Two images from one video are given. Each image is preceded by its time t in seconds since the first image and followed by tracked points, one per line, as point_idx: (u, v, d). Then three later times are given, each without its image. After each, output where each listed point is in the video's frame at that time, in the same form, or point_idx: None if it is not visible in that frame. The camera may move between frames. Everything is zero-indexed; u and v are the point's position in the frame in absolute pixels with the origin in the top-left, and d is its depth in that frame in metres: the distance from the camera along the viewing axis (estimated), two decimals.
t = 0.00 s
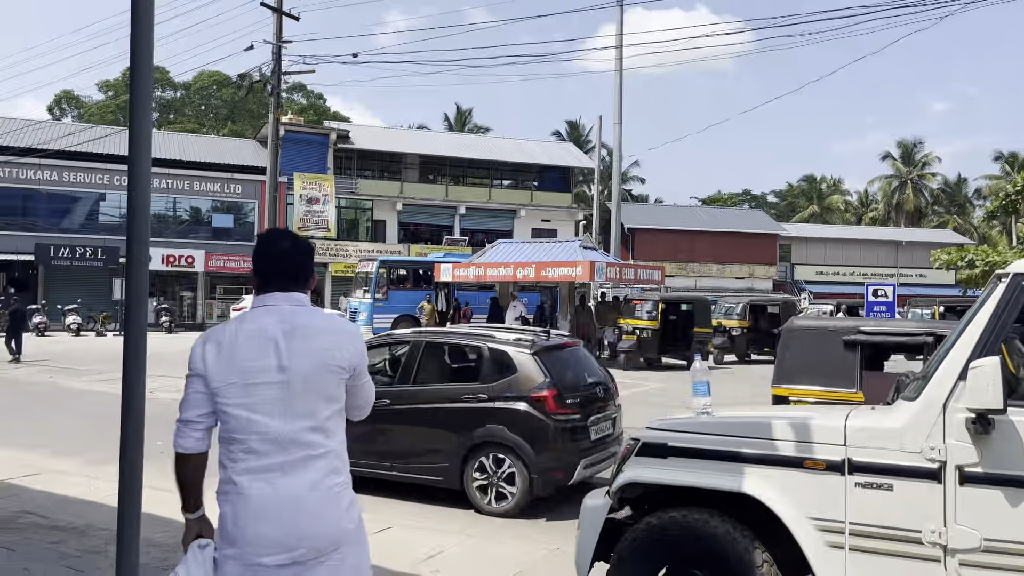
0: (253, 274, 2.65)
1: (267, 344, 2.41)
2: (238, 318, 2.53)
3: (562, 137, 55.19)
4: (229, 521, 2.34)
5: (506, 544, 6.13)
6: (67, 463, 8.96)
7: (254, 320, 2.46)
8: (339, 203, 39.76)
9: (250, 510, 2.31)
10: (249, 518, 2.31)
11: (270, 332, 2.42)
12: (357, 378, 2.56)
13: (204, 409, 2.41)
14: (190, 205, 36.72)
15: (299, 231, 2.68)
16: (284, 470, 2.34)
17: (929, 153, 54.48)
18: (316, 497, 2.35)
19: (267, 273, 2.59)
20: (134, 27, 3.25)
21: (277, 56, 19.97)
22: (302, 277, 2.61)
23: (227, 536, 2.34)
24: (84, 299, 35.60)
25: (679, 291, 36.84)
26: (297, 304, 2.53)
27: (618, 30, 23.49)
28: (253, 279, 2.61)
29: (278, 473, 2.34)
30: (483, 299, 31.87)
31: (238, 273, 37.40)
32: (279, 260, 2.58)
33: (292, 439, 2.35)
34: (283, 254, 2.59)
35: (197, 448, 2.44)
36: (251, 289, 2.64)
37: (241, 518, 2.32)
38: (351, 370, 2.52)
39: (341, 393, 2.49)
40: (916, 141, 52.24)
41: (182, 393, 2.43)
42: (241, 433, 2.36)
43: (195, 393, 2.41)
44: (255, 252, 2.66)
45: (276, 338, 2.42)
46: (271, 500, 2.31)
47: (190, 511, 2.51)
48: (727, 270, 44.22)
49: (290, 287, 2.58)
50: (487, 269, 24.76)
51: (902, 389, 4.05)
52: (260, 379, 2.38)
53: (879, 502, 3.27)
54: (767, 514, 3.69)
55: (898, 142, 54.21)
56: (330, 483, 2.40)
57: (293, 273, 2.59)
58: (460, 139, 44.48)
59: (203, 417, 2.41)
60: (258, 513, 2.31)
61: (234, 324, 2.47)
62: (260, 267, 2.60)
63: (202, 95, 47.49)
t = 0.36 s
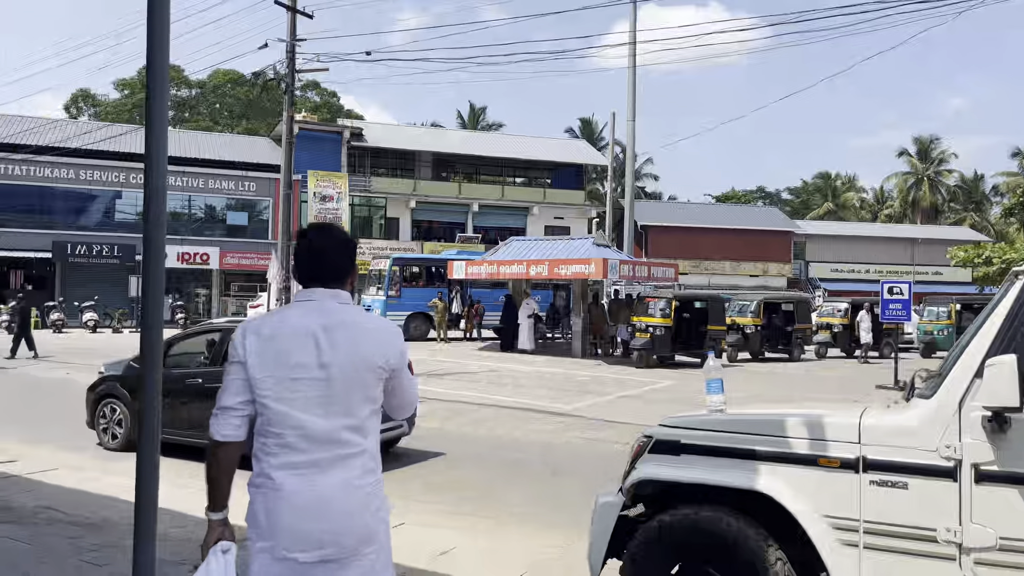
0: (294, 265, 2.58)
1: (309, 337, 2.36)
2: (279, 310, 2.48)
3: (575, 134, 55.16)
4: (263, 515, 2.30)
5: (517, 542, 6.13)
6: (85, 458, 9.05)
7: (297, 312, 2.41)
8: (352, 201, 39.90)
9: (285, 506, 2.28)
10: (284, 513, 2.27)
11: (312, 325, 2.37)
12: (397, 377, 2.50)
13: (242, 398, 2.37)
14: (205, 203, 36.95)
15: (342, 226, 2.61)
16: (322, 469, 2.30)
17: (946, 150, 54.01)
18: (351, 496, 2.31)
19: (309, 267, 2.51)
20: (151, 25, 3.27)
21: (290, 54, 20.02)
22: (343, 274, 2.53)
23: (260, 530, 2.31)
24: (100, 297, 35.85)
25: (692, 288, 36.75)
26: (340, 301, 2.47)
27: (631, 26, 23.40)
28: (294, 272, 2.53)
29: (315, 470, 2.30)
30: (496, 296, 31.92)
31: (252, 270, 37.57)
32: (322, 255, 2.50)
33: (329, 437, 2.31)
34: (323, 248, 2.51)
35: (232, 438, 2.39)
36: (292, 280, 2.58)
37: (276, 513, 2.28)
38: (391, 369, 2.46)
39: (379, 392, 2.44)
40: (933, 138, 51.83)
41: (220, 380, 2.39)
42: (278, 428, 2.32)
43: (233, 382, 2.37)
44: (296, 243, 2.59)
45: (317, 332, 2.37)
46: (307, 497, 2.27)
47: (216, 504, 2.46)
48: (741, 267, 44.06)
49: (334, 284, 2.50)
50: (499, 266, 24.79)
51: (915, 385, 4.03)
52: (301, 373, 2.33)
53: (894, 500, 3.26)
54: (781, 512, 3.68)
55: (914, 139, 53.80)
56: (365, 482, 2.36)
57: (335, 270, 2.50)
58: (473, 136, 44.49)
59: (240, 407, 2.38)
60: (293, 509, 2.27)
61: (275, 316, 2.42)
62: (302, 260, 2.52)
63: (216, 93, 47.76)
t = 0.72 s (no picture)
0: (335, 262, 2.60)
1: (342, 335, 2.38)
2: (316, 305, 2.51)
3: (591, 131, 55.09)
4: (292, 509, 2.34)
5: (533, 538, 6.14)
6: (107, 452, 9.17)
7: (332, 309, 2.43)
8: (369, 198, 40.07)
9: (313, 500, 2.30)
10: (312, 507, 2.30)
11: (345, 323, 2.39)
12: (431, 379, 2.48)
13: (274, 389, 2.43)
14: (222, 201, 37.23)
15: (384, 221, 2.61)
16: (351, 466, 2.32)
17: (966, 145, 53.51)
18: (380, 495, 2.32)
19: (348, 264, 2.53)
20: (171, 26, 3.31)
21: (307, 52, 20.12)
22: (381, 271, 2.53)
23: (288, 523, 2.35)
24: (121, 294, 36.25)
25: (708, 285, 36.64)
26: (376, 299, 2.46)
27: (648, 23, 23.31)
28: (335, 270, 2.55)
29: (344, 468, 2.32)
30: (511, 293, 31.95)
31: (270, 267, 37.83)
32: (361, 254, 2.52)
33: (358, 435, 2.33)
34: (362, 247, 2.53)
35: (263, 427, 2.47)
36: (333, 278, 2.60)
37: (304, 507, 2.31)
38: (423, 371, 2.44)
39: (411, 393, 2.43)
40: (953, 133, 51.38)
41: (254, 371, 2.46)
42: (310, 423, 2.35)
43: (267, 373, 2.44)
44: (338, 239, 2.61)
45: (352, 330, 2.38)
46: (336, 492, 2.30)
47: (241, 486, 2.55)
48: (757, 264, 43.88)
49: (372, 283, 2.50)
50: (515, 263, 24.81)
51: (935, 381, 3.98)
52: (333, 370, 2.35)
53: (911, 498, 3.25)
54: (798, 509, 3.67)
55: (933, 134, 53.37)
56: (393, 481, 2.36)
57: (372, 267, 2.51)
58: (488, 133, 44.53)
59: (273, 398, 2.45)
60: (321, 504, 2.30)
61: (310, 312, 2.45)
62: (343, 259, 2.54)
63: (234, 91, 48.06)
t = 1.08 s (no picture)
0: (369, 260, 2.60)
1: (378, 337, 2.39)
2: (349, 303, 2.52)
3: (610, 126, 54.95)
4: (326, 505, 2.37)
5: (553, 533, 6.16)
6: (132, 446, 9.30)
7: (367, 308, 2.43)
8: (388, 194, 40.28)
9: (348, 499, 2.33)
10: (347, 505, 2.33)
11: (381, 324, 2.40)
12: (463, 377, 2.51)
13: (307, 388, 2.44)
14: (243, 198, 37.50)
15: (420, 217, 2.61)
16: (387, 466, 2.35)
17: (992, 138, 52.76)
18: (413, 493, 2.36)
19: (383, 265, 2.54)
20: (196, 24, 3.33)
21: (327, 49, 20.22)
22: (415, 271, 2.54)
23: (322, 518, 2.38)
24: (144, 291, 36.62)
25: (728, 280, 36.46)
26: (411, 298, 2.48)
27: (667, 17, 23.17)
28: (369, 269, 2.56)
29: (378, 467, 2.35)
30: (530, 289, 31.99)
31: (291, 264, 38.06)
32: (397, 255, 2.53)
33: (393, 436, 2.36)
34: (397, 247, 2.53)
35: (296, 425, 2.48)
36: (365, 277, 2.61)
37: (339, 504, 2.34)
38: (455, 371, 2.47)
39: (444, 393, 2.46)
40: (978, 127, 50.75)
41: (288, 369, 2.46)
42: (346, 422, 2.37)
43: (299, 373, 2.44)
44: (372, 238, 2.60)
45: (388, 331, 2.39)
46: (371, 491, 2.33)
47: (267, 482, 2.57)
48: (779, 259, 43.51)
49: (406, 284, 2.51)
50: (533, 260, 24.84)
51: (959, 378, 3.96)
52: (369, 371, 2.37)
53: (935, 493, 3.23)
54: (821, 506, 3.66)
55: (958, 128, 52.71)
56: (426, 478, 2.41)
57: (407, 267, 2.52)
58: (507, 129, 44.52)
59: (305, 397, 2.46)
60: (356, 502, 2.33)
61: (344, 311, 2.45)
62: (378, 259, 2.55)
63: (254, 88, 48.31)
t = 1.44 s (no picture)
0: (389, 260, 2.60)
1: (402, 338, 2.40)
2: (372, 304, 2.52)
3: (628, 123, 54.79)
4: (352, 504, 2.38)
5: (572, 531, 6.15)
6: (155, 444, 9.40)
7: (391, 310, 2.44)
8: (406, 192, 40.45)
9: (374, 499, 2.35)
10: (372, 505, 2.34)
11: (405, 325, 2.40)
12: (487, 375, 2.53)
13: (334, 392, 2.44)
14: (263, 196, 37.71)
15: (439, 216, 2.61)
16: (415, 468, 2.37)
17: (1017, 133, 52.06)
18: (437, 493, 2.38)
19: (404, 265, 2.54)
20: (218, 24, 3.35)
21: (346, 48, 20.31)
22: (434, 270, 2.55)
23: (347, 518, 2.39)
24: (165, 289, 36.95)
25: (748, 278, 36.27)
26: (433, 300, 2.49)
27: (686, 13, 23.06)
28: (389, 269, 2.57)
29: (405, 468, 2.36)
30: (547, 287, 31.98)
31: (310, 262, 38.36)
32: (418, 254, 2.53)
33: (419, 437, 2.37)
34: (416, 245, 2.54)
35: (323, 429, 2.47)
36: (385, 276, 2.61)
37: (365, 504, 2.36)
38: (480, 370, 2.49)
39: (468, 393, 2.48)
40: (1002, 121, 50.10)
41: (314, 372, 2.45)
42: (371, 423, 2.38)
43: (326, 375, 2.44)
44: (390, 237, 2.60)
45: (413, 332, 2.40)
46: (398, 491, 2.34)
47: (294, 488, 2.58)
48: (799, 256, 43.24)
49: (427, 283, 2.52)
50: (551, 257, 24.83)
51: (983, 376, 3.92)
52: (394, 373, 2.38)
53: (959, 493, 3.20)
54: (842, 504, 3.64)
55: (982, 122, 52.03)
56: (451, 479, 2.42)
57: (428, 268, 2.53)
58: (526, 126, 44.50)
59: (331, 400, 2.45)
60: (383, 502, 2.34)
61: (369, 313, 2.46)
62: (402, 258, 2.54)
63: (274, 87, 48.54)
